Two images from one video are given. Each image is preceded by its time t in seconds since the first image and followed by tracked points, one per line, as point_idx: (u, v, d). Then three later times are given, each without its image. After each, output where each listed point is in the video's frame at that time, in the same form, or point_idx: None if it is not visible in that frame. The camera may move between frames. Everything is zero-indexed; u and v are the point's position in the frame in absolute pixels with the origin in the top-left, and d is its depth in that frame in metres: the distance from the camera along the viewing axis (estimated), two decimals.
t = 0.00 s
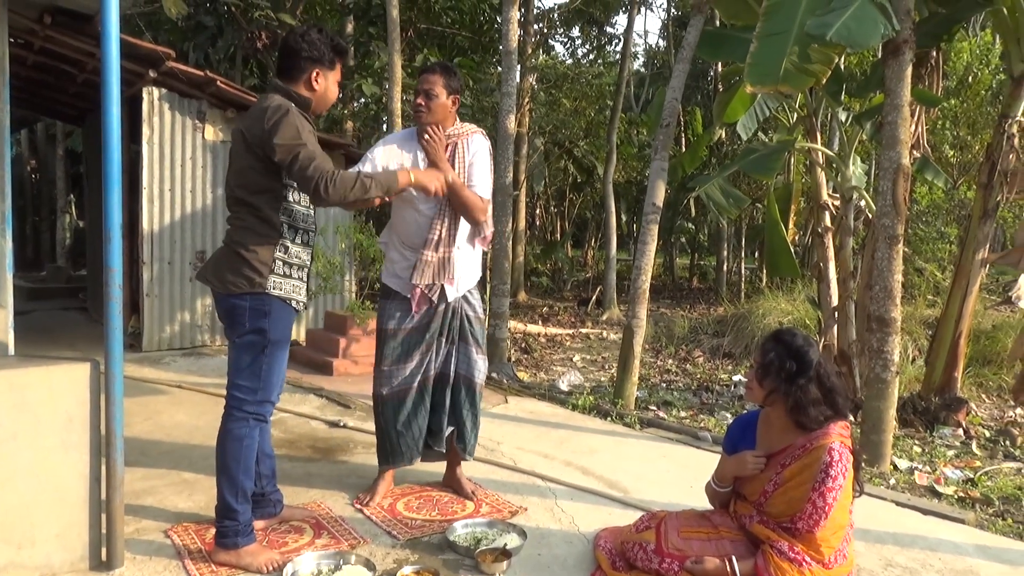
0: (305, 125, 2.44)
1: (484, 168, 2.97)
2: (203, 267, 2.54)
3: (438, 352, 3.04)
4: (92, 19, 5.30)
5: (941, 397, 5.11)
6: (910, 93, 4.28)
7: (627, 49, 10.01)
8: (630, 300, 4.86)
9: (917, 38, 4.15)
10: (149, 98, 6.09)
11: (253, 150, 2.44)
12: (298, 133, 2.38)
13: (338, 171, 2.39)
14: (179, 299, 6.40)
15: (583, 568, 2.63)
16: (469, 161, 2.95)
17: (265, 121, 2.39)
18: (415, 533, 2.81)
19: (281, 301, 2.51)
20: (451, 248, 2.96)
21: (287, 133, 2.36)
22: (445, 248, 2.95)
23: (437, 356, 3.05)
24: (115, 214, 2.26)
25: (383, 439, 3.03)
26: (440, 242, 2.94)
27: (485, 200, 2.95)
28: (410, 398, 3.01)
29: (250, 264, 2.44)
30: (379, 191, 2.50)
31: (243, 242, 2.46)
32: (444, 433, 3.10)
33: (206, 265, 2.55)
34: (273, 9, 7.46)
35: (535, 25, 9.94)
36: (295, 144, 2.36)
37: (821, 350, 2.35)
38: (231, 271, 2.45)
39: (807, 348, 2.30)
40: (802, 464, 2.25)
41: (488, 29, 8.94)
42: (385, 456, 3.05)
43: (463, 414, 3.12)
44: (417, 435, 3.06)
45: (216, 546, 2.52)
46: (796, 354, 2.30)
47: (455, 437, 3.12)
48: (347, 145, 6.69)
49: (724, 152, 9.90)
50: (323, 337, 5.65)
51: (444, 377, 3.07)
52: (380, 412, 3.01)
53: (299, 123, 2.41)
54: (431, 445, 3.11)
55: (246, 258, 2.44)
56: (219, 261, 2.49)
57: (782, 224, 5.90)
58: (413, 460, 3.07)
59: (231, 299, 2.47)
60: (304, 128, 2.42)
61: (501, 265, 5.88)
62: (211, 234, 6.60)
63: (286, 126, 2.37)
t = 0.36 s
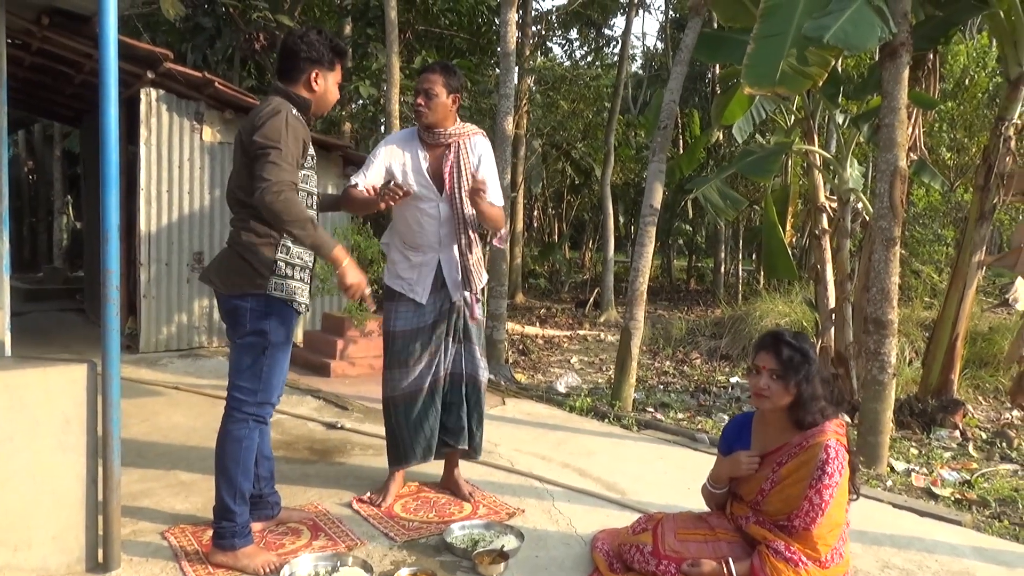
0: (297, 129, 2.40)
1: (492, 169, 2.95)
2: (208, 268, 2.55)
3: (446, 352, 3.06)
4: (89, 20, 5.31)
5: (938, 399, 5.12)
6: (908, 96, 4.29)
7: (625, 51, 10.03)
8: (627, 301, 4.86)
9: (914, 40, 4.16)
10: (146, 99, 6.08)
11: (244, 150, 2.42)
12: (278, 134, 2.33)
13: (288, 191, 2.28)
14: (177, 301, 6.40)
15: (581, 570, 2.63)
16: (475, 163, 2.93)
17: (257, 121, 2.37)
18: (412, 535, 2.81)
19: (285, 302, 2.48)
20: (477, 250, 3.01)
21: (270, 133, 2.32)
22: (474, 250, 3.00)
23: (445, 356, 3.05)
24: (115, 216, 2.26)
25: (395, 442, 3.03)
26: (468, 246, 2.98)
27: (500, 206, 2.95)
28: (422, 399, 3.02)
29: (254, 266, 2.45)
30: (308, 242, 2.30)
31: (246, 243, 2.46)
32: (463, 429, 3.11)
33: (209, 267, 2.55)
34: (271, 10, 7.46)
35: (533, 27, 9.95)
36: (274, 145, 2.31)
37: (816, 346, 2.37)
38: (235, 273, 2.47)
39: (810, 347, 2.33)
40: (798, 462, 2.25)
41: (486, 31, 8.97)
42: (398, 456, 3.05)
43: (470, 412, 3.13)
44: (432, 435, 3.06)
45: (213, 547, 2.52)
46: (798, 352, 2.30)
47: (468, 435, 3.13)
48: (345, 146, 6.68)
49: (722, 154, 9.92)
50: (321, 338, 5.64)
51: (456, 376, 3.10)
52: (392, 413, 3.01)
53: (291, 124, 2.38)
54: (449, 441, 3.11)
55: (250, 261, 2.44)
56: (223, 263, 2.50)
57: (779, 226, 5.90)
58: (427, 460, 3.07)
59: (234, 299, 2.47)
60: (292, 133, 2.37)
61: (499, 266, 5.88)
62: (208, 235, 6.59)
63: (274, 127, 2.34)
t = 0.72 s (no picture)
0: (284, 130, 2.39)
1: (481, 170, 3.00)
2: (202, 269, 2.53)
3: (432, 352, 3.04)
4: (84, 19, 5.33)
5: (932, 400, 5.13)
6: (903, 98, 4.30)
7: (622, 52, 10.04)
8: (623, 302, 4.87)
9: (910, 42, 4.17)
10: (142, 99, 6.06)
11: (229, 150, 2.40)
12: (264, 137, 2.32)
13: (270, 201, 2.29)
14: (172, 301, 6.38)
15: (576, 571, 2.63)
16: (462, 163, 2.98)
17: (243, 122, 2.36)
18: (408, 535, 2.81)
19: (280, 302, 2.49)
20: (460, 253, 3.02)
21: (256, 136, 2.31)
22: (457, 253, 3.01)
23: (432, 357, 3.04)
24: (110, 216, 2.25)
25: (384, 444, 3.03)
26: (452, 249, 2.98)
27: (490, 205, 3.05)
28: (408, 399, 3.00)
29: (248, 266, 2.41)
30: (269, 259, 2.32)
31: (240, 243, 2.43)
32: (448, 430, 3.09)
33: (205, 269, 2.54)
34: (267, 9, 7.44)
35: (529, 28, 9.96)
36: (260, 149, 2.31)
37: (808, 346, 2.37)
38: (229, 273, 2.44)
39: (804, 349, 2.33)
40: (795, 463, 2.26)
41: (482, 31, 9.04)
42: (388, 458, 3.04)
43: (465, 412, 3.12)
44: (418, 437, 3.04)
45: (208, 548, 2.52)
46: (792, 352, 2.31)
47: (454, 435, 3.12)
48: (341, 147, 6.68)
49: (717, 155, 9.94)
50: (316, 339, 5.64)
51: (443, 376, 3.07)
52: (382, 413, 3.02)
53: (278, 126, 2.36)
54: (435, 442, 3.10)
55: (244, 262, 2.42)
56: (218, 264, 2.48)
57: (775, 227, 5.91)
58: (415, 462, 3.06)
59: (230, 300, 2.47)
60: (278, 135, 2.35)
61: (495, 267, 5.88)
62: (204, 235, 6.58)
63: (260, 129, 2.32)
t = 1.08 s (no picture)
0: (268, 128, 2.37)
1: (481, 171, 2.95)
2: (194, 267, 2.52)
3: (430, 353, 3.04)
4: (83, 17, 5.32)
5: (929, 401, 5.13)
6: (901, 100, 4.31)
7: (621, 52, 10.03)
8: (621, 302, 4.87)
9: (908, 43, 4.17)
10: (139, 97, 6.04)
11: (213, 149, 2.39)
12: (247, 136, 2.31)
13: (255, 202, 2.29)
14: (169, 299, 6.37)
15: (573, 571, 2.63)
16: (461, 162, 2.96)
17: (227, 121, 2.34)
18: (405, 535, 2.80)
19: (271, 300, 2.48)
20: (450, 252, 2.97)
21: (239, 135, 2.30)
22: (446, 252, 2.95)
23: (430, 357, 3.04)
24: (106, 213, 2.25)
25: (379, 442, 3.03)
26: (441, 247, 2.94)
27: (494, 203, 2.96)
28: (401, 397, 3.00)
29: (238, 265, 2.41)
30: (260, 259, 2.32)
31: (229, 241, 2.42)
32: (441, 429, 3.09)
33: (197, 267, 2.54)
34: (266, 7, 7.43)
35: (528, 28, 9.96)
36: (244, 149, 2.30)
37: (811, 351, 2.37)
38: (219, 272, 2.44)
39: (799, 351, 2.33)
40: (792, 465, 2.26)
41: (481, 31, 9.02)
42: (382, 455, 3.04)
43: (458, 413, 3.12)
44: (412, 435, 3.04)
45: (204, 546, 2.51)
46: (790, 357, 2.32)
47: (447, 434, 3.12)
48: (339, 145, 6.67)
49: (715, 156, 9.95)
50: (314, 338, 5.63)
51: (438, 376, 3.08)
52: (375, 412, 3.01)
53: (261, 125, 2.35)
54: (428, 442, 3.11)
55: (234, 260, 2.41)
56: (210, 262, 2.47)
57: (773, 228, 5.91)
58: (407, 461, 3.06)
59: (221, 299, 2.46)
60: (262, 134, 2.34)
61: (493, 266, 5.87)
62: (201, 233, 6.57)
63: (244, 129, 2.31)
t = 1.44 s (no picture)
0: (246, 115, 2.35)
1: (487, 159, 2.95)
2: (183, 257, 2.52)
3: (435, 342, 3.04)
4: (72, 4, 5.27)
5: (918, 392, 5.16)
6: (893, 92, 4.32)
7: (614, 42, 10.01)
8: (613, 293, 4.87)
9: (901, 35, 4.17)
10: (130, 85, 6.02)
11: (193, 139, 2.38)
12: (224, 124, 2.29)
13: (229, 191, 2.26)
14: (159, 289, 6.34)
15: (564, 561, 2.64)
16: (467, 151, 2.95)
17: (205, 111, 2.33)
18: (397, 525, 2.81)
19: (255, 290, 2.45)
20: (464, 242, 2.97)
21: (216, 124, 2.29)
22: (459, 242, 2.96)
23: (434, 346, 3.05)
24: (97, 202, 2.23)
25: (379, 431, 3.04)
26: (453, 237, 2.94)
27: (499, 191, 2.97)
28: (404, 385, 3.00)
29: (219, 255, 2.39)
30: (232, 249, 2.29)
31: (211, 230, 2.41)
32: (445, 420, 3.09)
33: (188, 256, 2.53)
34: None
35: (522, 17, 9.92)
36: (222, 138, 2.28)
37: (803, 346, 2.37)
38: (206, 262, 2.43)
39: (789, 344, 2.32)
40: (780, 454, 2.27)
41: (475, 20, 8.92)
42: (382, 445, 3.05)
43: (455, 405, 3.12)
44: (414, 423, 3.05)
45: (195, 537, 2.51)
46: (776, 348, 2.32)
47: (451, 425, 3.12)
48: (331, 135, 6.65)
49: (708, 147, 9.98)
50: (306, 328, 5.63)
51: (443, 366, 3.08)
52: (378, 400, 3.02)
53: (239, 113, 2.33)
54: (431, 432, 3.11)
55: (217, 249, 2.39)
56: (198, 253, 2.47)
57: (765, 220, 5.92)
58: (409, 448, 3.08)
59: (208, 289, 2.45)
60: (239, 121, 2.32)
61: (486, 257, 5.87)
62: (192, 223, 6.53)
63: (221, 117, 2.30)
